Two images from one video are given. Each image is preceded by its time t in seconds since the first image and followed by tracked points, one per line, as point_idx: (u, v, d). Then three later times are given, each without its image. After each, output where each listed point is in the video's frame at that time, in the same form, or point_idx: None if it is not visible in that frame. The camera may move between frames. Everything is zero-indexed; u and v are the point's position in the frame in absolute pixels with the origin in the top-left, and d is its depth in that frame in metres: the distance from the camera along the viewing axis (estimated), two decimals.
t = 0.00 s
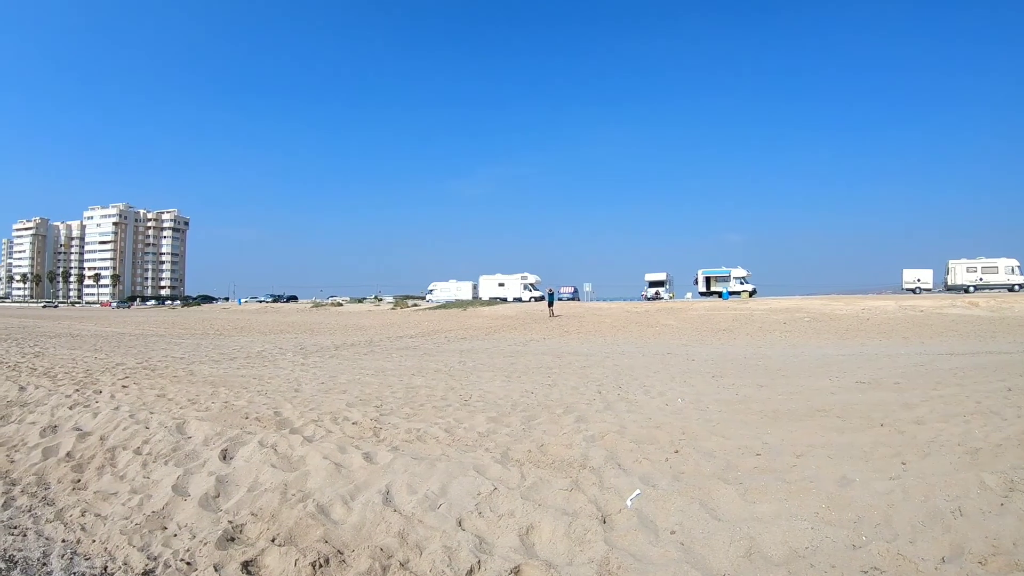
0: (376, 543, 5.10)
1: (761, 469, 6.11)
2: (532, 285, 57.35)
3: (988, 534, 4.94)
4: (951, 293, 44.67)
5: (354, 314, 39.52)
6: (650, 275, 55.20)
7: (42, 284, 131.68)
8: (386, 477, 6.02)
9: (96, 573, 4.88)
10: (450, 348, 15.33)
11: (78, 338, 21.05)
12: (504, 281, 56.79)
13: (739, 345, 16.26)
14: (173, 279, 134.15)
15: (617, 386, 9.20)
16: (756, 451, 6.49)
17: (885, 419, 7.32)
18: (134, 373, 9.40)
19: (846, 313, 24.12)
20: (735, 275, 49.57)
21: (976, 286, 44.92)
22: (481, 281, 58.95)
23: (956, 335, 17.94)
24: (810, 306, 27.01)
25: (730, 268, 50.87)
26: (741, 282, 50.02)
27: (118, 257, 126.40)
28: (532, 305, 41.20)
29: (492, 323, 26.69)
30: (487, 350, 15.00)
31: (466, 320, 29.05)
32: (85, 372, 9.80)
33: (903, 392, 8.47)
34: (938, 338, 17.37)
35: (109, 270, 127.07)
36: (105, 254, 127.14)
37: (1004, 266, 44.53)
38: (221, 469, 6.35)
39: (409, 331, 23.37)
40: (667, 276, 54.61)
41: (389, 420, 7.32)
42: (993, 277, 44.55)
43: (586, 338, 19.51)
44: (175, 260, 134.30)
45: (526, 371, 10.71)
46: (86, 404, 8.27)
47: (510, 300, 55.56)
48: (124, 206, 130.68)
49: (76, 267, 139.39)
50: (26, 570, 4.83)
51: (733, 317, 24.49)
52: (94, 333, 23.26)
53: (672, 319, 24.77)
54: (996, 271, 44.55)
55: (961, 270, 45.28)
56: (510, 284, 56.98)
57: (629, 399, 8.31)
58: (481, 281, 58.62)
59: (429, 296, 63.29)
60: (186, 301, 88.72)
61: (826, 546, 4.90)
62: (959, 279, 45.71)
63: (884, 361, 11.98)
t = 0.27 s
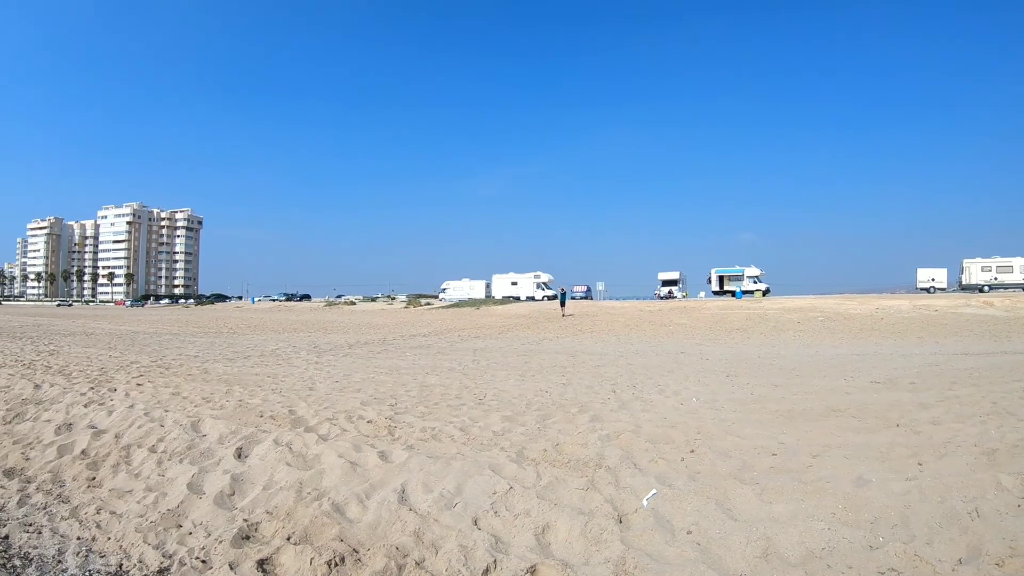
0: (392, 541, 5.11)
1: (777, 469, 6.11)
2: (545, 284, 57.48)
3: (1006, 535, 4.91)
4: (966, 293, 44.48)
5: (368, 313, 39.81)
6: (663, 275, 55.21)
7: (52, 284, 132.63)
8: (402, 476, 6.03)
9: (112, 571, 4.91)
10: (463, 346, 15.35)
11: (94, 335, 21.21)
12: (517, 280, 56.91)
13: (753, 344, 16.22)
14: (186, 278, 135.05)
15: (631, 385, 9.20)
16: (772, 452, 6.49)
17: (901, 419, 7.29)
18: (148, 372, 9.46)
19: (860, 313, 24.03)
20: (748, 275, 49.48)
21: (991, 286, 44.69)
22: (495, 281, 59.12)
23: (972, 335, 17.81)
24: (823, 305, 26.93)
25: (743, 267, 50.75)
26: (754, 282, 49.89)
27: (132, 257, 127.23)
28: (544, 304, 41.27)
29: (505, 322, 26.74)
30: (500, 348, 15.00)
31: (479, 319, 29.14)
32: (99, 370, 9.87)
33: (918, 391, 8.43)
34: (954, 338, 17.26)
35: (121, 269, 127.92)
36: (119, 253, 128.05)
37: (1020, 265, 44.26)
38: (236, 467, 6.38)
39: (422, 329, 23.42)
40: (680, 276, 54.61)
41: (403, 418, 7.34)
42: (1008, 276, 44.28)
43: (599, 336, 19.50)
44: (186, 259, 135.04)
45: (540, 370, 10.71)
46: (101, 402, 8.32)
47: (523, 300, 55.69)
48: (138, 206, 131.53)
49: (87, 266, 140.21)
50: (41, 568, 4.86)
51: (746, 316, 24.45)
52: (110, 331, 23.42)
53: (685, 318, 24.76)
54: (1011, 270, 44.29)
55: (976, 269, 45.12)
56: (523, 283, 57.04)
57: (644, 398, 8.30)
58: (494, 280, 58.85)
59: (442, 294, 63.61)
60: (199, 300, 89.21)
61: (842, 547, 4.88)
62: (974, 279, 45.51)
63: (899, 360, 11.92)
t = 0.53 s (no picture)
0: (409, 540, 5.13)
1: (793, 469, 6.10)
2: (558, 284, 57.60)
3: None
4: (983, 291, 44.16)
5: (383, 313, 40.05)
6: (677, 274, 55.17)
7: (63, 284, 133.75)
8: (418, 475, 6.06)
9: (129, 570, 4.94)
10: (478, 346, 15.38)
11: (109, 334, 21.38)
12: (531, 280, 57.07)
13: (768, 343, 16.16)
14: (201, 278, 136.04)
15: (647, 384, 9.19)
16: (788, 451, 6.48)
17: (918, 419, 7.26)
18: (164, 371, 9.52)
19: (875, 312, 23.92)
20: (762, 274, 49.36)
21: (1008, 284, 44.36)
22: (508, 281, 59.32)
23: (989, 334, 17.65)
24: (838, 304, 26.82)
25: (757, 266, 50.63)
26: (769, 281, 49.75)
27: (150, 259, 128.05)
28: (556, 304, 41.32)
29: (519, 321, 26.80)
30: (515, 347, 15.02)
31: (493, 318, 29.25)
32: (115, 369, 9.95)
33: (935, 391, 8.38)
34: (970, 337, 17.13)
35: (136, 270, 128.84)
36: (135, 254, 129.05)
37: None
38: (253, 466, 6.41)
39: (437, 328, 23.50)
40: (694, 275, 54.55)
41: (419, 418, 7.37)
42: None
43: (614, 336, 19.49)
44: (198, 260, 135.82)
45: (555, 369, 10.72)
46: (117, 401, 8.38)
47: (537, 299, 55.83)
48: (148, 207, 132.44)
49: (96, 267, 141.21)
50: (59, 566, 4.90)
51: (761, 315, 24.39)
52: (127, 330, 23.59)
53: (699, 317, 24.74)
54: None
55: (993, 267, 44.81)
56: (537, 283, 57.13)
57: (659, 397, 8.31)
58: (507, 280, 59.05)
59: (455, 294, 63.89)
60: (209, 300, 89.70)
61: (859, 547, 4.87)
62: (990, 277, 45.20)
63: (916, 360, 11.84)
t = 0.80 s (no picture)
0: (426, 540, 5.16)
1: (809, 469, 6.11)
2: (572, 284, 57.70)
3: None
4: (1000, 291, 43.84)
5: (398, 313, 40.29)
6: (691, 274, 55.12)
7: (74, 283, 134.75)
8: (435, 475, 6.09)
9: (147, 568, 4.98)
10: (493, 346, 15.42)
11: (125, 334, 21.56)
12: (544, 280, 57.19)
13: (783, 344, 16.12)
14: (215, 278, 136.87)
15: (662, 385, 9.21)
16: (804, 452, 6.48)
17: (934, 420, 7.24)
18: (180, 372, 9.58)
19: (891, 312, 23.81)
20: (777, 274, 49.24)
21: None
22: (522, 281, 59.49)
23: (1005, 334, 17.52)
24: (853, 305, 26.71)
25: (772, 266, 50.50)
26: (783, 281, 49.59)
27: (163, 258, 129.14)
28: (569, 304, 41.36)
29: (533, 322, 26.86)
30: (529, 348, 15.05)
31: (507, 318, 29.37)
32: (131, 369, 10.03)
33: (951, 392, 8.35)
34: (987, 337, 17.00)
35: (151, 270, 129.96)
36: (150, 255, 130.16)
37: None
38: (270, 466, 6.45)
39: (451, 328, 23.58)
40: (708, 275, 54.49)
41: (436, 418, 7.41)
42: None
43: (628, 336, 19.50)
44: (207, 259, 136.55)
45: (570, 369, 10.75)
46: (133, 401, 8.45)
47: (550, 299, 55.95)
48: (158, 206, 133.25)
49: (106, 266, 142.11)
50: (77, 564, 4.95)
51: (775, 315, 24.34)
52: (150, 332, 23.89)
53: (714, 317, 24.73)
54: None
55: (1009, 266, 44.53)
56: (550, 283, 57.17)
57: (674, 397, 8.32)
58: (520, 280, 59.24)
59: (469, 294, 64.13)
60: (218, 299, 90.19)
61: (876, 548, 4.86)
62: (1007, 277, 44.88)
63: (932, 360, 11.79)
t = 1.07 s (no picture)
0: (446, 540, 5.18)
1: (829, 471, 6.10)
2: (589, 285, 57.79)
3: None
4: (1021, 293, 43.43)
5: (417, 313, 40.57)
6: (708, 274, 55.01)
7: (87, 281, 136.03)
8: (455, 475, 6.12)
9: (168, 565, 5.03)
10: (511, 346, 15.45)
11: (144, 333, 21.78)
12: (562, 280, 57.30)
13: (802, 345, 16.06)
14: (229, 277, 137.83)
15: (680, 386, 9.21)
16: (824, 454, 6.47)
17: (954, 423, 7.20)
18: (199, 370, 9.66)
19: (910, 314, 23.65)
20: (795, 275, 49.05)
21: None
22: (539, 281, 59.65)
23: None
24: (872, 306, 26.56)
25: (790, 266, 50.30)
26: (801, 282, 49.36)
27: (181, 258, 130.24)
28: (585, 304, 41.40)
29: (551, 322, 26.91)
30: (547, 348, 15.08)
31: (525, 318, 29.47)
32: (151, 368, 10.13)
33: (971, 395, 8.30)
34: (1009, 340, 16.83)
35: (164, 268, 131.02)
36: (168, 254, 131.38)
37: None
38: (290, 465, 6.50)
39: (470, 328, 23.67)
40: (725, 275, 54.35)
41: (455, 418, 7.45)
42: None
43: (646, 336, 19.50)
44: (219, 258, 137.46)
45: (588, 370, 10.77)
46: (153, 399, 8.53)
47: (568, 300, 56.04)
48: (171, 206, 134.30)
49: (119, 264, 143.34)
50: (98, 561, 5.00)
51: (794, 316, 24.24)
52: (170, 330, 24.15)
53: (732, 318, 24.68)
54: None
55: None
56: (568, 284, 57.18)
57: (693, 398, 8.32)
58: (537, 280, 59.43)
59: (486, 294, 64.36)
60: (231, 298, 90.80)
61: (896, 551, 4.84)
62: None
63: (952, 363, 11.70)
